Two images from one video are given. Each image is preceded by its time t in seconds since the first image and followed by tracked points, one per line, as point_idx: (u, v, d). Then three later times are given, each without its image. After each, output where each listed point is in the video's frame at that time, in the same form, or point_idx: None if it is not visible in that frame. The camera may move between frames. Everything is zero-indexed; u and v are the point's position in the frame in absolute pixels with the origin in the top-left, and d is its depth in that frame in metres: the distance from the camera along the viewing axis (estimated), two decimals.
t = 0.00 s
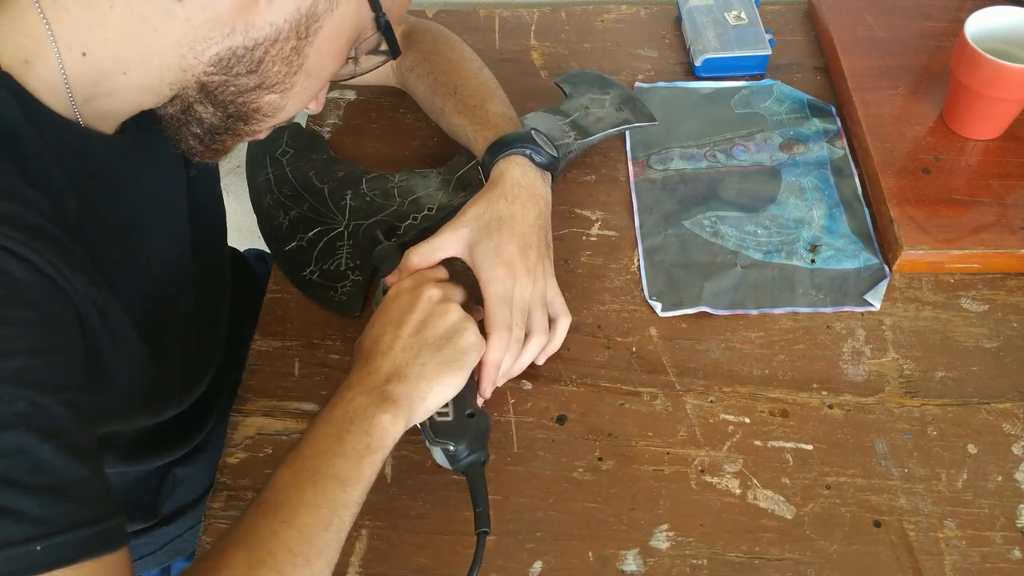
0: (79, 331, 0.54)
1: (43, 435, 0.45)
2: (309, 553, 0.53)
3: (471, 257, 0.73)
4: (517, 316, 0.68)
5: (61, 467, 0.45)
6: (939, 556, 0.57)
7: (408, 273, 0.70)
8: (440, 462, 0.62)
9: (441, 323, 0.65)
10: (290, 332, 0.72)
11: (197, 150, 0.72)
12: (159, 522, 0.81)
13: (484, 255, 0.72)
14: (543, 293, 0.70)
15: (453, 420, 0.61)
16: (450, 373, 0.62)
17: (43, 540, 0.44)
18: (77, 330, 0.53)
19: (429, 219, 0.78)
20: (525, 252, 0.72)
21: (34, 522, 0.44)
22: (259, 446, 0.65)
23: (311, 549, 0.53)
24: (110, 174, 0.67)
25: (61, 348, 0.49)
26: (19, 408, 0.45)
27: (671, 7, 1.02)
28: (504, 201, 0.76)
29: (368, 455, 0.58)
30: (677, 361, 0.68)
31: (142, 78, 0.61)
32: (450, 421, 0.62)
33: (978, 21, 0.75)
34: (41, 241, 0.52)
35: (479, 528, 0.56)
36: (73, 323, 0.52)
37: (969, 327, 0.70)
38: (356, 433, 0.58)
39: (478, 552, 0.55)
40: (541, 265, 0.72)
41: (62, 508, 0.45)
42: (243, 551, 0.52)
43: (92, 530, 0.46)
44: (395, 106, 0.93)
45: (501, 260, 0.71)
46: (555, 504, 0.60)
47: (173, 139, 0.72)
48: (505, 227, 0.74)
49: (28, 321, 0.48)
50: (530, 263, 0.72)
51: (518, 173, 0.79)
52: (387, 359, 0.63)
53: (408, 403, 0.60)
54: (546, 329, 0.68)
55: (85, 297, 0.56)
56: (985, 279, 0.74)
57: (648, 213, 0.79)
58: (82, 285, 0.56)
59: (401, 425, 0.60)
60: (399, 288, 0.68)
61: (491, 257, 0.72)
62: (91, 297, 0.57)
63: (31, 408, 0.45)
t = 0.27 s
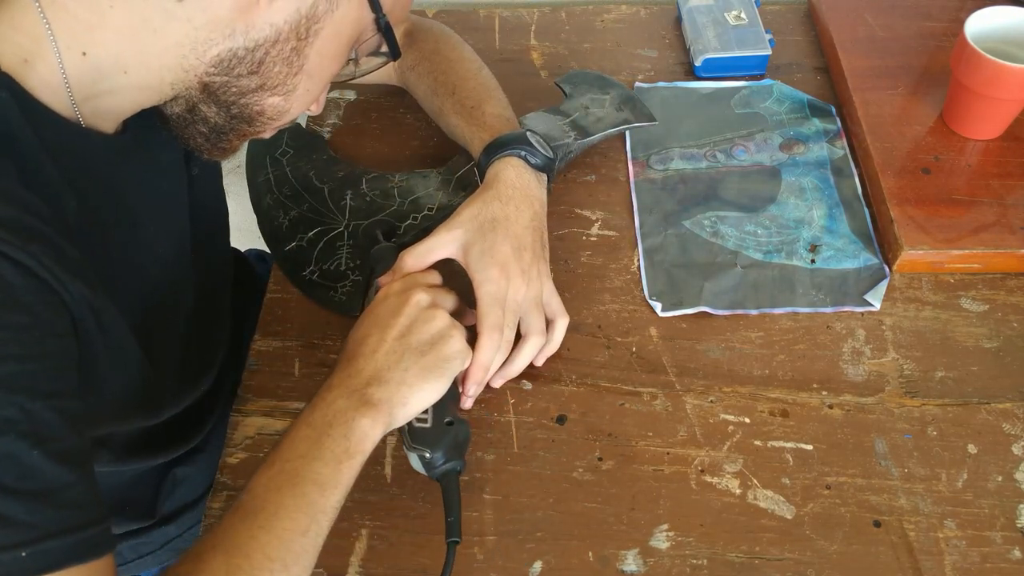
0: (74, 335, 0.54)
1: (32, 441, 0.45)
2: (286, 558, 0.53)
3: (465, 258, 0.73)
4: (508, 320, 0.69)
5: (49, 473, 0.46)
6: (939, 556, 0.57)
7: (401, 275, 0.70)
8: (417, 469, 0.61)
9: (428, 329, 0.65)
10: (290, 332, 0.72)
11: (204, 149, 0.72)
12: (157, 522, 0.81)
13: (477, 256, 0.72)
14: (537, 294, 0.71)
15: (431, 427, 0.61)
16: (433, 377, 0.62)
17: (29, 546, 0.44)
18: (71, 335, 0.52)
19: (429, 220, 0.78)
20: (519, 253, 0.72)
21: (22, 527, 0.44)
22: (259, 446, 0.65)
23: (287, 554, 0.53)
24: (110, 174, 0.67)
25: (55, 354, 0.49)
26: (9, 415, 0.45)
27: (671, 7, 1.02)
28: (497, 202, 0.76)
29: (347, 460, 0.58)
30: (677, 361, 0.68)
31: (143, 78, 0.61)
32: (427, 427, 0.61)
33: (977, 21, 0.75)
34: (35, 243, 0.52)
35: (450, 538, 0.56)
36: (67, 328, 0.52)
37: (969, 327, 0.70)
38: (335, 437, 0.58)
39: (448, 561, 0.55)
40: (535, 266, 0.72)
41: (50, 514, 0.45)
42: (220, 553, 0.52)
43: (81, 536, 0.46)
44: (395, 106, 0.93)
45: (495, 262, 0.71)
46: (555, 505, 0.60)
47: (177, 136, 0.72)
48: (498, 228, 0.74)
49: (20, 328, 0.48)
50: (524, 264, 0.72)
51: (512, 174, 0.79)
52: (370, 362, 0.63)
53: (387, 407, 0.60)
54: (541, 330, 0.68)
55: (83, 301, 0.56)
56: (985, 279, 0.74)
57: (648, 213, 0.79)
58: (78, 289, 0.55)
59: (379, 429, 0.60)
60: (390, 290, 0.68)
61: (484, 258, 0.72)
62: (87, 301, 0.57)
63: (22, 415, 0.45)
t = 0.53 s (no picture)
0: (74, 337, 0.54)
1: (33, 442, 0.45)
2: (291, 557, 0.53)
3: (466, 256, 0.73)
4: (509, 319, 0.69)
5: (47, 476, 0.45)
6: (939, 556, 0.57)
7: (401, 276, 0.70)
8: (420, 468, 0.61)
9: (428, 329, 0.65)
10: (290, 333, 0.72)
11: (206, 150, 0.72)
12: (157, 523, 0.81)
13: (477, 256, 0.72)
14: (537, 294, 0.71)
15: (433, 427, 0.61)
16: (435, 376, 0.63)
17: (31, 547, 0.44)
18: (70, 336, 0.52)
19: (429, 220, 0.78)
20: (520, 252, 0.72)
21: (22, 528, 0.44)
22: (259, 446, 0.65)
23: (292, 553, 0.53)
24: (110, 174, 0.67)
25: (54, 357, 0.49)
26: (9, 416, 0.45)
27: (671, 7, 1.02)
28: (497, 202, 0.76)
29: (350, 459, 0.58)
30: (677, 361, 0.68)
31: (145, 80, 0.61)
32: (430, 426, 0.61)
33: (977, 21, 0.75)
34: (37, 246, 0.52)
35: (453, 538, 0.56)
36: (66, 329, 0.51)
37: (969, 327, 0.70)
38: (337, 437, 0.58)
39: (450, 560, 0.56)
40: (536, 266, 0.72)
41: (51, 515, 0.45)
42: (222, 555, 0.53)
43: (82, 536, 0.46)
44: (395, 106, 0.93)
45: (495, 261, 0.71)
46: (555, 505, 0.60)
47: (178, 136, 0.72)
48: (499, 228, 0.74)
49: (20, 330, 0.48)
50: (524, 264, 0.71)
51: (512, 174, 0.79)
52: (371, 362, 0.63)
53: (390, 406, 0.60)
54: (540, 330, 0.68)
55: (82, 303, 0.56)
56: (985, 279, 0.74)
57: (648, 213, 0.79)
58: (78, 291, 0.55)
59: (382, 428, 0.60)
60: (390, 290, 0.68)
61: (485, 258, 0.72)
62: (88, 303, 0.57)
63: (22, 416, 0.45)
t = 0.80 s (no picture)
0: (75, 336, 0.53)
1: (35, 440, 0.45)
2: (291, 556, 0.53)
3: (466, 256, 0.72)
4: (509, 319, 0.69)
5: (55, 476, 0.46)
6: (939, 556, 0.57)
7: (401, 275, 0.70)
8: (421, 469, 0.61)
9: (428, 328, 0.64)
10: (290, 333, 0.72)
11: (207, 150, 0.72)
12: (157, 522, 0.81)
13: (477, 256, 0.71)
14: (538, 293, 0.70)
15: (433, 426, 0.61)
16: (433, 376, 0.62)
17: (33, 546, 0.44)
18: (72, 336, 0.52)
19: (428, 220, 0.78)
20: (520, 252, 0.72)
21: (23, 526, 0.44)
22: (259, 446, 0.65)
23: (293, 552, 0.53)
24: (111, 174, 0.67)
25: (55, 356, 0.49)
26: (11, 414, 0.45)
27: (671, 7, 1.02)
28: (497, 202, 0.76)
29: (350, 458, 0.58)
30: (677, 361, 0.68)
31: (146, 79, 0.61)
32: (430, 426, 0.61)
33: (978, 21, 0.75)
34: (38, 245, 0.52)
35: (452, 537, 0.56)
36: (68, 329, 0.51)
37: (969, 327, 0.70)
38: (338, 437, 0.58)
39: (450, 560, 0.55)
40: (536, 265, 0.72)
41: (52, 514, 0.45)
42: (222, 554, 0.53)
43: (83, 535, 0.46)
44: (395, 106, 0.93)
45: (495, 261, 0.71)
46: (555, 505, 0.60)
47: (177, 135, 0.72)
48: (499, 229, 0.74)
49: (23, 330, 0.48)
50: (524, 264, 0.71)
51: (512, 175, 0.79)
52: (371, 361, 0.63)
53: (390, 406, 0.60)
54: (540, 330, 0.68)
55: (85, 303, 0.56)
56: (985, 279, 0.74)
57: (648, 213, 0.79)
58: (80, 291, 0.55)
59: (382, 428, 0.59)
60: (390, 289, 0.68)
61: (485, 258, 0.71)
62: (90, 303, 0.57)
63: (24, 414, 0.45)
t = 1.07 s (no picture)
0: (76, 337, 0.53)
1: (35, 440, 0.45)
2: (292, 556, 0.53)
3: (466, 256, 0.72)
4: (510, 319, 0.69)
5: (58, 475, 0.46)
6: (939, 556, 0.57)
7: (402, 275, 0.70)
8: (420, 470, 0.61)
9: (428, 329, 0.64)
10: (290, 333, 0.72)
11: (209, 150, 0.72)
12: (157, 523, 0.82)
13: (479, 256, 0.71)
14: (538, 293, 0.70)
15: (433, 427, 0.61)
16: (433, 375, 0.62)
17: (33, 546, 0.44)
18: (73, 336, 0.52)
19: (428, 220, 0.78)
20: (520, 253, 0.72)
21: (23, 526, 0.44)
22: (259, 446, 0.65)
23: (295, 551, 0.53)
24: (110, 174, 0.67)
25: (55, 357, 0.49)
26: (12, 415, 0.45)
27: (671, 7, 1.02)
28: (497, 203, 0.76)
29: (351, 459, 0.58)
30: (677, 361, 0.68)
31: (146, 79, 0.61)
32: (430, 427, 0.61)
33: (978, 21, 0.75)
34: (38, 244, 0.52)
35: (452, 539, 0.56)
36: (68, 329, 0.52)
37: (969, 327, 0.70)
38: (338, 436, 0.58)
39: (450, 561, 0.56)
40: (536, 265, 0.72)
41: (53, 514, 0.45)
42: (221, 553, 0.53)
43: (83, 535, 0.46)
44: (395, 107, 0.93)
45: (495, 262, 0.71)
46: (555, 505, 0.60)
47: (177, 135, 0.72)
48: (499, 229, 0.74)
49: (24, 330, 0.48)
50: (524, 264, 0.71)
51: (512, 175, 0.79)
52: (372, 362, 0.63)
53: (390, 406, 0.60)
54: (541, 331, 0.68)
55: (85, 303, 0.56)
56: (985, 279, 0.74)
57: (648, 212, 0.79)
58: (81, 292, 0.55)
59: (383, 427, 0.60)
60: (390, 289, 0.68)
61: (486, 259, 0.71)
62: (90, 303, 0.56)
63: (24, 414, 0.45)
